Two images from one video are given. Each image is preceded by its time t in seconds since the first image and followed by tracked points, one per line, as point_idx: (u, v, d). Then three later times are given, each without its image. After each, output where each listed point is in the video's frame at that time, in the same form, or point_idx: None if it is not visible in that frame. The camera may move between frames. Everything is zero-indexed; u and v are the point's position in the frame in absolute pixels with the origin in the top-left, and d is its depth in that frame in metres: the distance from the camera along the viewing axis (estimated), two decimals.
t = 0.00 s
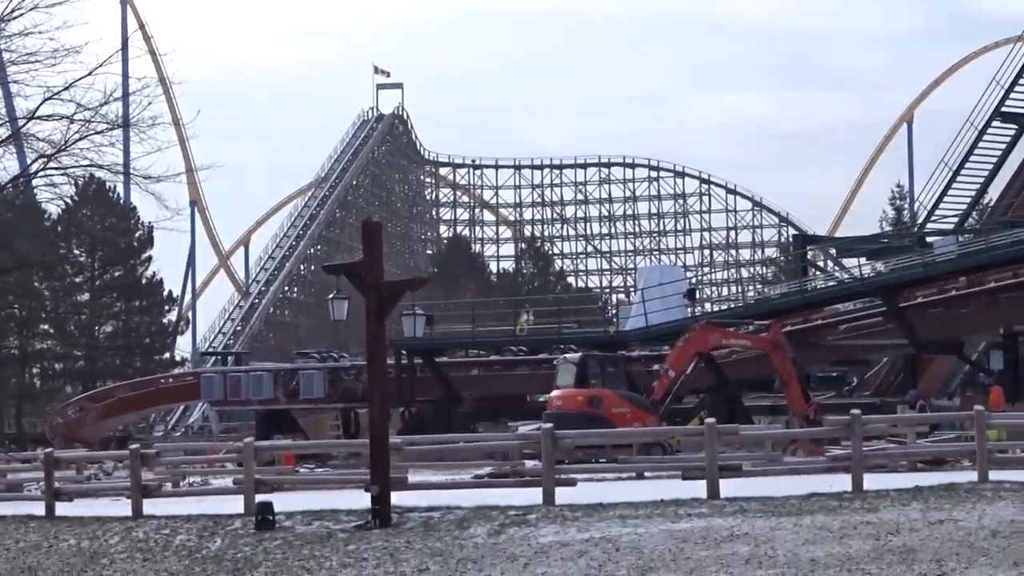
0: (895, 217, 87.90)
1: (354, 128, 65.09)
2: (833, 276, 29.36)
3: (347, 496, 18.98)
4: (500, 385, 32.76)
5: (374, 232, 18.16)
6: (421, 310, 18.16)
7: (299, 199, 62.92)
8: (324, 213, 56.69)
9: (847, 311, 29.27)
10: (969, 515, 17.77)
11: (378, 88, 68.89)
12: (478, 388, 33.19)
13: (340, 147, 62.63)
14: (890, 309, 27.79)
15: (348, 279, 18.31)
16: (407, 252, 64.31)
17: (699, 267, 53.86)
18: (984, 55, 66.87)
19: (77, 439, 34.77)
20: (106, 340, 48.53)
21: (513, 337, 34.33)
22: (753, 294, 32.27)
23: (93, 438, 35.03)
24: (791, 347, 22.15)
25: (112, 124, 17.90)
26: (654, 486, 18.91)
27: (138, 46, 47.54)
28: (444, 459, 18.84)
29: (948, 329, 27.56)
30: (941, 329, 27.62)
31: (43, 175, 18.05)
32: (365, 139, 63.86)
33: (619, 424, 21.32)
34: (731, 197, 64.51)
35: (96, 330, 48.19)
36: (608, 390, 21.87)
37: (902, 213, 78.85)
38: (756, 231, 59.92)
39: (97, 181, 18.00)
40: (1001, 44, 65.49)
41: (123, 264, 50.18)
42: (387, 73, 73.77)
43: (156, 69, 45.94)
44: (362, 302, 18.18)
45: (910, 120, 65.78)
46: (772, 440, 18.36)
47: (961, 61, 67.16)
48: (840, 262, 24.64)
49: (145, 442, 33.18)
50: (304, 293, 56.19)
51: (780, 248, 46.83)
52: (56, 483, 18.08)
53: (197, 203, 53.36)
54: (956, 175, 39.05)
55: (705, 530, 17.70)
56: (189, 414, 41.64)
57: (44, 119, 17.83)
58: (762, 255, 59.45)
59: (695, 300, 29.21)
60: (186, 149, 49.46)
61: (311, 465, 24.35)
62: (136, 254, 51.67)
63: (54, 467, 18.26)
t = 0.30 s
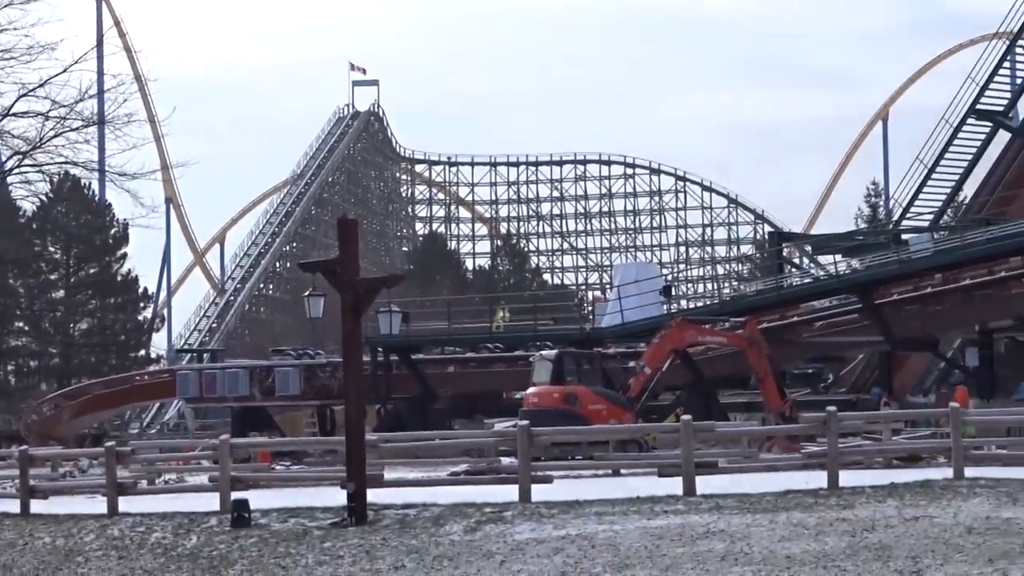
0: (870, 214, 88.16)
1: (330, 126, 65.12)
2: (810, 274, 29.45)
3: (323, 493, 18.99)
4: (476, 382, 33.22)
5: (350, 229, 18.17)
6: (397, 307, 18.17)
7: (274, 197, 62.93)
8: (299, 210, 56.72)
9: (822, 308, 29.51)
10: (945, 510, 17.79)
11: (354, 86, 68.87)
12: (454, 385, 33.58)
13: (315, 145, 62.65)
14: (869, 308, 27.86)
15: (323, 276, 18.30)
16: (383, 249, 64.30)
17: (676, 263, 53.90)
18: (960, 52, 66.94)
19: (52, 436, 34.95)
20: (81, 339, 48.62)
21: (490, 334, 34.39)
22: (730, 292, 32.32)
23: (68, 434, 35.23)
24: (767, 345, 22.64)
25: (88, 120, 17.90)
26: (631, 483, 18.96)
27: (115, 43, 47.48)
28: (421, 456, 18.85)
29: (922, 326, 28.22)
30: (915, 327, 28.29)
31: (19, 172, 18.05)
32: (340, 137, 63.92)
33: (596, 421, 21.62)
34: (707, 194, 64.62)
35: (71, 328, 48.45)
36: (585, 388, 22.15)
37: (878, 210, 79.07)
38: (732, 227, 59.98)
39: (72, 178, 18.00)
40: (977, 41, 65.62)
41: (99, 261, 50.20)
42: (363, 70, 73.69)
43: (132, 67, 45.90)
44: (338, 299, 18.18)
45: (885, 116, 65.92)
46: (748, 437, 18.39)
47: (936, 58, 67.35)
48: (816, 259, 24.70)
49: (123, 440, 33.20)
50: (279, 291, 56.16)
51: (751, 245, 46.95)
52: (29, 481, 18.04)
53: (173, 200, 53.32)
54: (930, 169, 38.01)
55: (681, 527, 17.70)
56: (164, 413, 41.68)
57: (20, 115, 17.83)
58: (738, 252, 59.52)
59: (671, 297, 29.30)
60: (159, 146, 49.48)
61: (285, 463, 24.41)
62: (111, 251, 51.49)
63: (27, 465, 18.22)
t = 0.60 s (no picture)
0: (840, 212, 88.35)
1: (301, 122, 65.17)
2: (780, 273, 29.52)
3: (291, 491, 18.98)
4: (446, 379, 33.46)
5: (320, 225, 18.13)
6: (367, 304, 18.12)
7: (245, 193, 62.94)
8: (269, 206, 56.83)
9: (792, 307, 29.66)
10: (913, 510, 17.85)
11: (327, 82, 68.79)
12: (424, 382, 33.79)
13: (287, 141, 62.74)
14: (843, 306, 27.94)
15: (294, 274, 18.25)
16: (353, 246, 64.38)
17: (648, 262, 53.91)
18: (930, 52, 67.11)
19: (20, 432, 35.09)
20: (50, 336, 48.58)
21: (460, 331, 34.39)
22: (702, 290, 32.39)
23: (36, 431, 35.38)
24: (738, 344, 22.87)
25: (57, 116, 17.81)
26: (600, 482, 18.99)
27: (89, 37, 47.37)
28: (390, 454, 18.85)
29: (891, 326, 28.47)
30: (885, 326, 28.53)
31: None
32: (311, 133, 63.90)
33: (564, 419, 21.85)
34: (679, 192, 64.69)
35: (40, 324, 48.38)
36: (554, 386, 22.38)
37: (848, 210, 79.30)
38: (703, 226, 60.02)
39: (41, 173, 17.92)
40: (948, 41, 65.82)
41: (68, 255, 50.13)
42: (334, 66, 73.59)
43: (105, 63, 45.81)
44: (309, 296, 18.14)
45: (855, 116, 66.05)
46: (717, 437, 18.43)
47: (908, 58, 67.51)
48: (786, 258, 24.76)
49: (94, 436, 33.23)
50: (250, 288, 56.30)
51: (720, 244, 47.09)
52: None
53: (143, 196, 53.29)
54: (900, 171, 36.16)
55: (650, 526, 17.71)
56: (134, 408, 41.66)
57: None
58: (709, 252, 59.60)
59: (641, 295, 29.34)
60: (129, 142, 49.47)
61: (249, 461, 24.43)
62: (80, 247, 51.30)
63: None
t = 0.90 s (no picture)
0: (807, 214, 88.57)
1: (269, 121, 65.14)
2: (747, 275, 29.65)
3: (257, 490, 18.97)
4: (414, 378, 33.94)
5: (289, 223, 18.07)
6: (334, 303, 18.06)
7: (213, 191, 62.96)
8: (238, 205, 56.93)
9: (762, 309, 29.75)
10: (879, 511, 17.91)
11: (296, 81, 68.71)
12: (392, 382, 34.16)
13: (256, 140, 62.76)
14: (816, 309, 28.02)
15: (262, 272, 18.23)
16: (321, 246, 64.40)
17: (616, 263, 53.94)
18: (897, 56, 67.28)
19: None
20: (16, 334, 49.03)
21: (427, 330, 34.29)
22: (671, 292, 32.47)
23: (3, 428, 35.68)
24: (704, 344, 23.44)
25: (24, 112, 17.79)
26: (567, 482, 19.04)
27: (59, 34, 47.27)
28: (357, 454, 18.85)
29: (859, 329, 28.64)
30: (853, 329, 28.70)
31: None
32: (279, 132, 63.88)
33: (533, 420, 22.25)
34: (647, 194, 64.81)
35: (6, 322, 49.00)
36: (522, 386, 22.70)
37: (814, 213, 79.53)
38: (670, 228, 60.15)
39: (7, 169, 17.90)
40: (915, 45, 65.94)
41: (36, 253, 49.89)
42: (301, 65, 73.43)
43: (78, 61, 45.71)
44: (276, 294, 18.07)
45: (822, 118, 66.23)
46: (683, 439, 18.47)
47: (875, 61, 67.77)
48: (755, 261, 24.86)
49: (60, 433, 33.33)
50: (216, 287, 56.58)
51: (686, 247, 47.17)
52: None
53: (111, 195, 53.30)
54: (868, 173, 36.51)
55: (617, 527, 17.72)
56: (100, 407, 41.62)
57: None
58: (676, 253, 59.70)
59: (611, 296, 29.39)
60: (97, 141, 49.44)
61: (213, 459, 24.40)
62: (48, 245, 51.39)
63: None
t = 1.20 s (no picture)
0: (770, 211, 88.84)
1: (233, 116, 64.99)
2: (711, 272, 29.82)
3: (220, 487, 18.95)
4: (376, 374, 33.95)
5: (253, 219, 18.03)
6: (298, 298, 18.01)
7: (177, 185, 62.87)
8: (201, 200, 56.89)
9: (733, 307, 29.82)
10: (842, 508, 17.96)
11: (261, 76, 68.53)
12: (355, 378, 34.11)
13: (220, 135, 62.68)
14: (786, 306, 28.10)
15: (226, 268, 18.19)
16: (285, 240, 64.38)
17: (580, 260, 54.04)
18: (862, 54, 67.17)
19: None
20: None
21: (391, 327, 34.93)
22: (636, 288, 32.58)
23: None
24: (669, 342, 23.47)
25: None
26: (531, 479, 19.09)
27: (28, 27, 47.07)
28: (321, 450, 18.86)
29: (829, 326, 28.73)
30: (817, 326, 28.94)
31: None
32: (243, 127, 63.77)
33: (494, 417, 22.31)
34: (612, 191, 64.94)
35: None
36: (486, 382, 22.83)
37: (779, 210, 79.80)
38: (634, 225, 60.30)
39: None
40: (879, 44, 65.78)
41: None
42: (266, 60, 73.23)
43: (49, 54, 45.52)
44: (240, 290, 18.02)
45: (786, 116, 66.43)
46: (646, 437, 18.52)
47: (839, 60, 68.00)
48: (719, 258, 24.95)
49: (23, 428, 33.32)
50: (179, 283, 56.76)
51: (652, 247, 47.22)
52: None
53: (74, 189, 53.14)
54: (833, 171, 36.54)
55: (580, 524, 17.72)
56: (62, 402, 41.53)
57: None
58: (641, 250, 59.83)
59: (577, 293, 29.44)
60: (61, 135, 49.21)
61: (175, 455, 24.36)
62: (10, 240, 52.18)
63: None
